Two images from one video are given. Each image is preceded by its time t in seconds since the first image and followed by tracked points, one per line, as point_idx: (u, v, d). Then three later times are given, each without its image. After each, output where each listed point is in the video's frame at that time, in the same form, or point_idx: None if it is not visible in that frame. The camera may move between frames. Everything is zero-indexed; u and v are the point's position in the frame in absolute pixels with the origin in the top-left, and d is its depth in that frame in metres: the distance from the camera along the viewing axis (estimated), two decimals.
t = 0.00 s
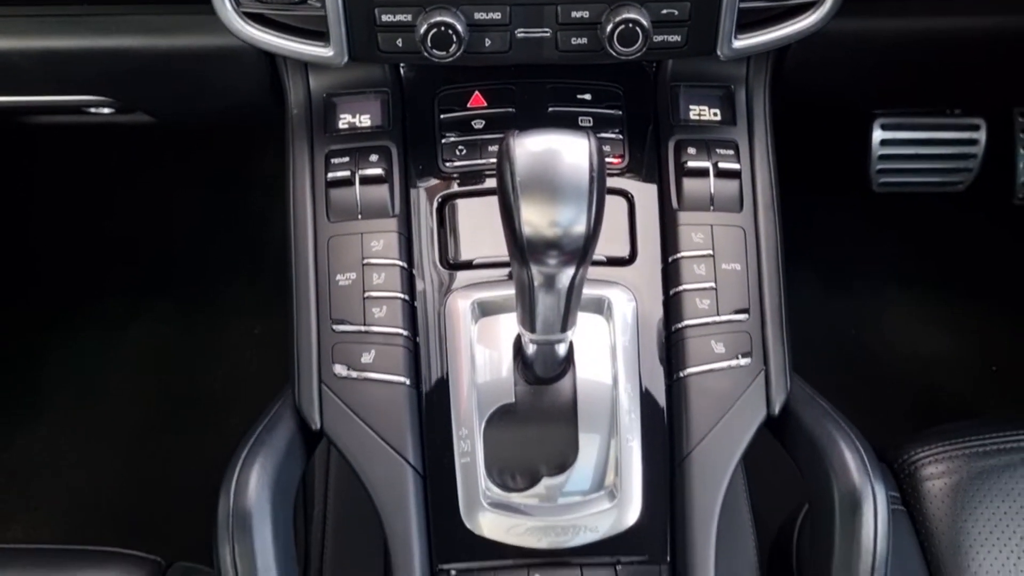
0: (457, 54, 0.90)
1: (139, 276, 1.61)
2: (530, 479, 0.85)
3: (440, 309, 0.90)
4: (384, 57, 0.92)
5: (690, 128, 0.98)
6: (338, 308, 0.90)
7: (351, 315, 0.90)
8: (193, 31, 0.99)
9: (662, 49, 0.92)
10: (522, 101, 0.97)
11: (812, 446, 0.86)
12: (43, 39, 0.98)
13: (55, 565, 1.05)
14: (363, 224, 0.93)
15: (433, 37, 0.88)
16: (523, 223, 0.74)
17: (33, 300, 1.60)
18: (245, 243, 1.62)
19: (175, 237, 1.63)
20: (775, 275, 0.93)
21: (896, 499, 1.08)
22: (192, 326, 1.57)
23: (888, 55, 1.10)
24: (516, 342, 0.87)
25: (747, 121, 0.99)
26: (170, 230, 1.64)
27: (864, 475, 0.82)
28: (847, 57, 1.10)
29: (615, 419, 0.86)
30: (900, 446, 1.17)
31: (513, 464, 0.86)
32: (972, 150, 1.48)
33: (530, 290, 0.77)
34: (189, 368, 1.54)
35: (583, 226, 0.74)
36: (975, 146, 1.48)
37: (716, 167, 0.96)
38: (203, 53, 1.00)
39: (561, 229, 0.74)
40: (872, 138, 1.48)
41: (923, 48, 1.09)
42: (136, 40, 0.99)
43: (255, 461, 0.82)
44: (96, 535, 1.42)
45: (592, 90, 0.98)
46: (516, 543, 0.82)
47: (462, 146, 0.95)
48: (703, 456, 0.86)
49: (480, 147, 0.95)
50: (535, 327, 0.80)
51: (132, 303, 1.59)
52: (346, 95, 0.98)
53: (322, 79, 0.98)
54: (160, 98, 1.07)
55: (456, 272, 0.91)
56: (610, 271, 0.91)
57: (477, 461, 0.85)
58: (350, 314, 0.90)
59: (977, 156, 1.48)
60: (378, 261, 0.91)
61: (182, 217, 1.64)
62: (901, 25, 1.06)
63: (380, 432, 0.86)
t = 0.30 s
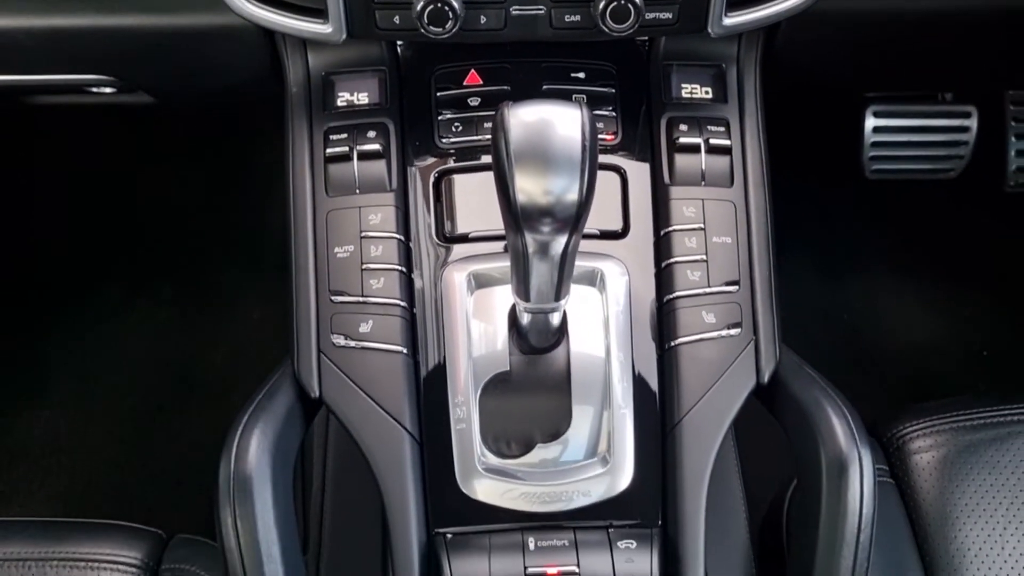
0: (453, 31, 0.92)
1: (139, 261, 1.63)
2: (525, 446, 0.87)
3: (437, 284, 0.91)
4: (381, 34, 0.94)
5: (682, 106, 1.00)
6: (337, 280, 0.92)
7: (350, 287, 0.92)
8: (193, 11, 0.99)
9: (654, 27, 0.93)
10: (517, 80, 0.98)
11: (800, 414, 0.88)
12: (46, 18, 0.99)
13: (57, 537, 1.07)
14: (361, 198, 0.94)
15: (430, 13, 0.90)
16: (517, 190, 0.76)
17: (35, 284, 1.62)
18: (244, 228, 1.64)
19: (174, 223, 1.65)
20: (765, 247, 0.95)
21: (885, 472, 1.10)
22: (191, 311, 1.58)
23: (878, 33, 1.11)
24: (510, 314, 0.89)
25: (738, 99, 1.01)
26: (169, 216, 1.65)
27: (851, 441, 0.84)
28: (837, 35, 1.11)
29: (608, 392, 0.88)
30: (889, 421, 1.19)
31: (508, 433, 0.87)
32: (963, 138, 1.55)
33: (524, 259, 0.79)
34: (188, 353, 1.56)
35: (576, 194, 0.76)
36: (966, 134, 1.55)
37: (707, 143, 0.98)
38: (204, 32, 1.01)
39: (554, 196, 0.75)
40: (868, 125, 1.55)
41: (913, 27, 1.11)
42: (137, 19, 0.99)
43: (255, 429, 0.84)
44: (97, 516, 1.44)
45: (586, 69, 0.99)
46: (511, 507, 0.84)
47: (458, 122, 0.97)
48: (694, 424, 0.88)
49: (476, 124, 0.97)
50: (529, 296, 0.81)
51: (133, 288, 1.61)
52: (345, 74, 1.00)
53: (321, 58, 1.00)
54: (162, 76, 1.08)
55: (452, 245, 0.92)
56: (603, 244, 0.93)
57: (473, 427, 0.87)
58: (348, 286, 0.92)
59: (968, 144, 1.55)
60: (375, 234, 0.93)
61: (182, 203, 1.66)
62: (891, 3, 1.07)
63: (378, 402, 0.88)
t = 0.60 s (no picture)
0: (450, 12, 0.94)
1: (139, 248, 1.66)
2: (519, 418, 0.88)
3: (432, 259, 0.94)
4: (379, 16, 0.96)
5: (673, 88, 1.02)
6: (335, 256, 0.94)
7: (347, 263, 0.94)
8: None
9: (645, 9, 0.95)
10: (512, 62, 1.00)
11: (788, 386, 0.90)
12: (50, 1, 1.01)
13: (58, 513, 1.08)
14: (357, 176, 0.96)
15: None
16: (511, 164, 0.78)
17: (38, 270, 1.66)
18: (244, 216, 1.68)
19: (174, 209, 1.69)
20: (754, 225, 0.97)
21: (871, 448, 1.13)
22: (191, 283, 1.63)
23: (866, 17, 1.13)
24: (504, 291, 0.91)
25: (728, 82, 1.03)
26: (169, 206, 1.69)
27: (837, 413, 0.86)
28: (826, 19, 1.13)
29: (599, 368, 0.90)
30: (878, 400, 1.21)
31: (501, 403, 0.89)
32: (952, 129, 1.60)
33: (518, 232, 0.81)
34: (189, 331, 1.60)
35: (568, 168, 0.78)
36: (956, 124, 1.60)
37: (697, 124, 1.00)
38: (204, 15, 1.03)
39: (547, 170, 0.77)
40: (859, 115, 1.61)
41: (901, 12, 1.13)
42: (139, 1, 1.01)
43: (255, 400, 0.85)
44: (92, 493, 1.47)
45: (580, 52, 1.01)
46: (508, 476, 0.86)
47: (454, 104, 0.99)
48: (684, 395, 0.91)
49: (472, 105, 0.99)
50: (523, 271, 0.83)
51: (132, 273, 1.65)
52: (343, 56, 1.01)
53: (319, 39, 1.01)
54: (163, 59, 1.10)
55: (449, 223, 0.94)
56: (595, 221, 0.95)
57: (468, 399, 0.89)
58: (346, 261, 0.94)
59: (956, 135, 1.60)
60: (373, 212, 0.95)
61: (181, 188, 1.70)
62: None
63: (377, 373, 0.91)
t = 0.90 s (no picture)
0: None
1: (152, 237, 1.76)
2: (511, 389, 0.91)
3: (428, 237, 0.96)
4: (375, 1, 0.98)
5: (664, 72, 1.04)
6: (333, 233, 0.97)
7: (346, 239, 0.96)
8: None
9: None
10: (505, 47, 1.02)
11: (774, 359, 0.93)
12: None
13: (63, 488, 1.11)
14: (356, 156, 0.99)
15: None
16: (504, 140, 0.80)
17: (56, 257, 1.75)
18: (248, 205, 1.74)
19: (184, 199, 1.77)
20: (741, 203, 1.00)
21: (858, 426, 1.15)
22: (201, 269, 1.73)
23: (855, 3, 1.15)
24: (498, 270, 0.93)
25: (717, 65, 1.05)
26: (179, 195, 1.78)
27: (820, 385, 0.88)
28: (816, 6, 1.15)
29: (590, 343, 0.92)
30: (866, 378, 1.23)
31: (495, 375, 0.91)
32: (944, 120, 1.64)
33: (511, 207, 0.83)
34: (199, 316, 1.69)
35: (558, 143, 0.81)
36: (948, 116, 1.64)
37: (687, 106, 1.02)
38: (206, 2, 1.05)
39: (538, 145, 0.80)
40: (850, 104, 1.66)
41: None
42: None
43: (255, 370, 0.88)
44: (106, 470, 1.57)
45: (572, 36, 1.03)
46: (500, 444, 0.89)
47: (449, 87, 1.01)
48: (672, 367, 0.93)
49: (467, 88, 1.01)
50: (516, 246, 0.86)
51: (145, 261, 1.74)
52: (341, 41, 1.04)
53: (318, 25, 1.04)
54: (166, 45, 1.13)
55: (445, 201, 0.97)
56: (587, 201, 0.98)
57: (463, 371, 0.92)
58: (344, 238, 0.97)
59: (948, 126, 1.64)
60: (370, 190, 0.97)
61: (192, 178, 1.78)
62: None
63: (374, 346, 0.93)
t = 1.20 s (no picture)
0: None
1: (153, 224, 1.78)
2: (505, 360, 0.93)
3: (424, 213, 0.98)
4: None
5: (655, 53, 1.06)
6: (331, 209, 0.99)
7: (343, 214, 0.99)
8: None
9: None
10: (499, 28, 1.05)
11: (761, 331, 0.95)
12: None
13: (66, 462, 1.13)
14: (353, 134, 1.01)
15: None
16: (495, 113, 0.82)
17: (58, 245, 1.77)
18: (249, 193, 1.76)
19: (183, 187, 1.79)
20: (730, 180, 1.02)
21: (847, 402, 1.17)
22: (202, 256, 1.75)
23: None
24: (491, 246, 0.95)
25: (708, 46, 1.08)
26: (179, 183, 1.80)
27: (806, 355, 0.90)
28: None
29: (581, 318, 0.94)
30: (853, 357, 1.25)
31: (489, 346, 0.94)
32: (936, 110, 1.66)
33: (503, 180, 0.85)
34: (199, 302, 1.72)
35: (549, 116, 0.82)
36: (940, 105, 1.66)
37: (677, 86, 1.05)
38: None
39: (529, 119, 0.81)
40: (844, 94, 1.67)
41: None
42: None
43: (254, 340, 0.90)
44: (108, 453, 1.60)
45: (565, 19, 1.05)
46: (493, 412, 0.91)
47: (445, 67, 1.03)
48: (661, 338, 0.96)
49: (462, 68, 1.03)
50: (509, 219, 0.87)
51: (147, 248, 1.76)
52: (339, 23, 1.06)
53: (316, 8, 1.06)
54: (167, 28, 1.15)
55: (440, 177, 0.99)
56: (579, 177, 0.99)
57: (457, 342, 0.94)
58: (341, 213, 0.99)
59: (940, 116, 1.67)
60: (367, 167, 1.00)
61: (191, 165, 1.80)
62: None
63: (371, 318, 0.95)
